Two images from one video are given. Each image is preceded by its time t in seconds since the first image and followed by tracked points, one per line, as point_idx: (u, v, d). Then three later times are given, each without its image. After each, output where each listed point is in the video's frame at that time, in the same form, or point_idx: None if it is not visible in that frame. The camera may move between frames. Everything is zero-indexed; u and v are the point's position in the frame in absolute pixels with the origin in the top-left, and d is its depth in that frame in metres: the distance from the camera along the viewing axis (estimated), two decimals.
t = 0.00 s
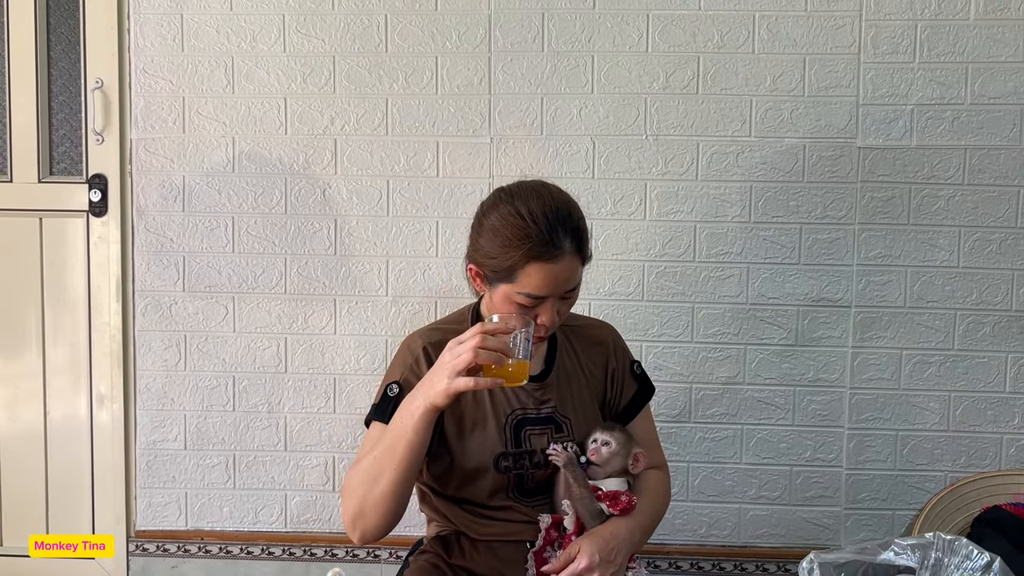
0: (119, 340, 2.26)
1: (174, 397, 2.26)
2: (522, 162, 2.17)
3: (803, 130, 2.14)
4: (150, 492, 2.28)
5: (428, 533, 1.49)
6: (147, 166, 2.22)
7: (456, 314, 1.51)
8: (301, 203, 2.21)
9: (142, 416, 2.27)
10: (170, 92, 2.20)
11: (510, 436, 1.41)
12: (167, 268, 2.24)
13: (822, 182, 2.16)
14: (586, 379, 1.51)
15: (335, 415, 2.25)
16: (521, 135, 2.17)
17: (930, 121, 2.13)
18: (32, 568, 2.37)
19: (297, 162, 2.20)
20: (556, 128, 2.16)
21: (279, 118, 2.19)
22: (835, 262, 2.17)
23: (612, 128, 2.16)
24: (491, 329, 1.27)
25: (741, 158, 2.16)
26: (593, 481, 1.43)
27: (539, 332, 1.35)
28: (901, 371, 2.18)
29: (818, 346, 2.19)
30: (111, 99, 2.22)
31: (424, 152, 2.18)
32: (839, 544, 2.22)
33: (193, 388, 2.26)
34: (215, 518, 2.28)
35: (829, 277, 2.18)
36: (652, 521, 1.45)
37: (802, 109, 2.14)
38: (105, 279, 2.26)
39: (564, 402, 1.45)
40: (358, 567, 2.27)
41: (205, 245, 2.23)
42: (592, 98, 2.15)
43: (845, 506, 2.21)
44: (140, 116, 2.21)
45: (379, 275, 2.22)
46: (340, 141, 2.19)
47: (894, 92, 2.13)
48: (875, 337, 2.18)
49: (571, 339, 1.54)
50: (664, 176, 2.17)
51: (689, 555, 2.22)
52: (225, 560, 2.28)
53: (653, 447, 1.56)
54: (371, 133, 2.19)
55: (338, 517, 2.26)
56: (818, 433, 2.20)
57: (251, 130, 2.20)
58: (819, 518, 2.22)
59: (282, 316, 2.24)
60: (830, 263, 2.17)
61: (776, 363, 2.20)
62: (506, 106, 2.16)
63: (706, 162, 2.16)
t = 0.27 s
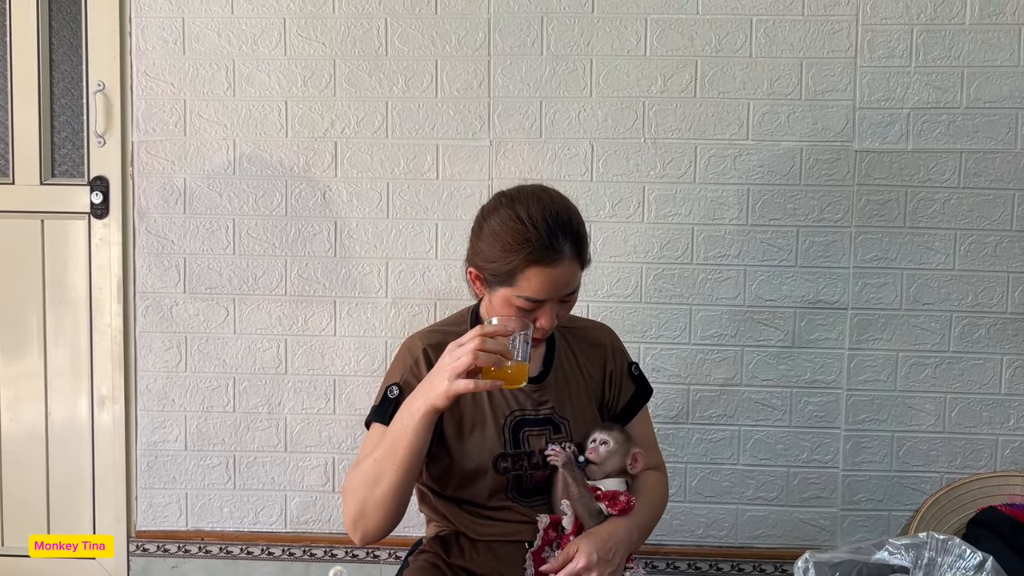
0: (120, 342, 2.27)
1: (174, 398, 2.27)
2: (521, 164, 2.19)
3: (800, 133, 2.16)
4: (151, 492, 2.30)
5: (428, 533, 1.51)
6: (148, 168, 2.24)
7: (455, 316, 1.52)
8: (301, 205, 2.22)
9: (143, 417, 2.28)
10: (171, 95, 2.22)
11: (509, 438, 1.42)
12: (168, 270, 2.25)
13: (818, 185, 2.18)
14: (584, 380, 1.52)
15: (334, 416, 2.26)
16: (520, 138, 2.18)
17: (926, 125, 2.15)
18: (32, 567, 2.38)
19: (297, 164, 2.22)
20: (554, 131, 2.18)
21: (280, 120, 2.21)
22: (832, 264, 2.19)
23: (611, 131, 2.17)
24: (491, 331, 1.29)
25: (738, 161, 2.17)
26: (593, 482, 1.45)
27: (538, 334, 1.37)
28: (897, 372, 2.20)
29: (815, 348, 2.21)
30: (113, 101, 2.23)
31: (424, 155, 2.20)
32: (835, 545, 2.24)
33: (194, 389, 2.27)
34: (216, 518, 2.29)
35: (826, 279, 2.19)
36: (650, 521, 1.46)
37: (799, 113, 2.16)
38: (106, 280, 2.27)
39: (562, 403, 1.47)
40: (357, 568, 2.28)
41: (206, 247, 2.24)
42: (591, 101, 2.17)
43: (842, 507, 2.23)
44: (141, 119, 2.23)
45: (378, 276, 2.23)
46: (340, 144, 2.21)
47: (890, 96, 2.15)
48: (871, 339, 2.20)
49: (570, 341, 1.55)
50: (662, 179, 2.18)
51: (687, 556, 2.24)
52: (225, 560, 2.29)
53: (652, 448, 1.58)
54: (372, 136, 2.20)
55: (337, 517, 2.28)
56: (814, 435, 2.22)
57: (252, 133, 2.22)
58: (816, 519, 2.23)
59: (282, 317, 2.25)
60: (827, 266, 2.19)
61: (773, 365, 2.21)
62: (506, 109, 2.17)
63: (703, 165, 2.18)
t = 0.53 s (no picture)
0: (120, 342, 2.28)
1: (175, 398, 2.28)
2: (520, 166, 2.20)
3: (798, 135, 2.17)
4: (151, 492, 2.31)
5: (427, 533, 1.52)
6: (148, 169, 2.25)
7: (455, 317, 1.53)
8: (301, 206, 2.23)
9: (143, 416, 2.29)
10: (171, 96, 2.23)
11: (508, 438, 1.43)
12: (168, 271, 2.26)
13: (816, 187, 2.19)
14: (583, 381, 1.53)
15: (334, 416, 2.27)
16: (520, 139, 2.19)
17: (922, 127, 2.16)
18: (33, 566, 2.39)
19: (297, 165, 2.23)
20: (553, 132, 2.19)
21: (280, 122, 2.22)
22: (829, 265, 2.20)
23: (610, 133, 2.18)
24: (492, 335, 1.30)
25: (736, 163, 2.18)
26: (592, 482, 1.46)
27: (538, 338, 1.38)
28: (893, 373, 2.21)
29: (812, 348, 2.22)
30: (114, 102, 2.24)
31: (423, 156, 2.21)
32: (832, 544, 2.25)
33: (194, 388, 2.28)
34: (216, 517, 2.30)
35: (823, 280, 2.21)
36: (648, 521, 1.48)
37: (796, 115, 2.17)
38: (107, 280, 2.28)
39: (561, 404, 1.48)
40: (357, 567, 2.29)
41: (207, 248, 2.25)
42: (590, 103, 2.18)
43: (839, 506, 2.24)
44: (142, 120, 2.24)
45: (378, 277, 2.24)
46: (340, 145, 2.22)
47: (887, 98, 2.16)
48: (868, 340, 2.21)
49: (568, 342, 1.56)
50: (660, 181, 2.20)
51: (684, 555, 2.25)
52: (225, 559, 2.30)
53: (650, 447, 1.59)
54: (371, 137, 2.21)
55: (337, 517, 2.29)
56: (811, 435, 2.23)
57: (252, 134, 2.23)
58: (813, 518, 2.25)
59: (282, 318, 2.26)
60: (824, 267, 2.20)
61: (771, 365, 2.23)
62: (505, 110, 2.19)
63: (701, 167, 2.19)
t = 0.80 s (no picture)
0: (120, 343, 2.29)
1: (174, 399, 2.29)
2: (518, 168, 2.21)
3: (795, 138, 2.19)
4: (150, 493, 2.31)
5: (426, 534, 1.52)
6: (148, 171, 2.25)
7: (454, 320, 1.54)
8: (300, 208, 2.24)
9: (143, 417, 2.30)
10: (171, 98, 2.23)
11: (506, 441, 1.44)
12: (167, 272, 2.27)
13: (812, 190, 2.20)
14: (580, 384, 1.54)
15: (333, 417, 2.28)
16: (518, 142, 2.20)
17: (918, 130, 2.18)
18: (32, 567, 2.40)
19: (296, 168, 2.23)
20: (551, 135, 2.20)
21: (279, 124, 2.23)
22: (825, 267, 2.21)
23: (607, 136, 2.19)
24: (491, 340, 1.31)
25: (733, 166, 2.20)
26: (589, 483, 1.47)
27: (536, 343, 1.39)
28: (889, 375, 2.22)
29: (809, 350, 2.23)
30: (114, 104, 2.25)
31: (422, 159, 2.22)
32: (828, 545, 2.26)
33: (193, 390, 2.29)
34: (215, 518, 2.31)
35: (819, 282, 2.22)
36: (645, 521, 1.49)
37: (793, 118, 2.18)
38: (107, 282, 2.29)
39: (558, 406, 1.49)
40: (355, 567, 2.30)
41: (206, 249, 2.26)
42: (588, 106, 2.19)
43: (835, 507, 2.25)
44: (141, 122, 2.25)
45: (377, 279, 2.25)
46: (339, 147, 2.23)
47: (883, 101, 2.17)
48: (864, 342, 2.22)
49: (566, 345, 1.58)
50: (658, 183, 2.21)
51: (681, 556, 2.26)
52: (224, 560, 2.31)
53: (648, 448, 1.59)
54: (370, 139, 2.22)
55: (335, 518, 2.30)
56: (808, 436, 2.24)
57: (251, 137, 2.23)
58: (809, 519, 2.26)
59: (281, 319, 2.27)
60: (821, 269, 2.21)
61: (768, 367, 2.24)
62: (503, 113, 2.20)
63: (698, 170, 2.20)
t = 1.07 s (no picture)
0: (118, 343, 2.29)
1: (173, 398, 2.29)
2: (516, 168, 2.21)
3: (792, 138, 2.19)
4: (149, 492, 2.32)
5: (424, 533, 1.53)
6: (146, 171, 2.26)
7: (452, 321, 1.55)
8: (299, 208, 2.24)
9: (141, 417, 2.30)
10: (170, 98, 2.24)
11: (504, 441, 1.45)
12: (166, 272, 2.27)
13: (809, 190, 2.21)
14: (578, 384, 1.55)
15: (332, 417, 2.28)
16: (516, 142, 2.21)
17: (915, 130, 2.18)
18: (31, 566, 2.40)
19: (294, 167, 2.24)
20: (549, 135, 2.20)
21: (277, 124, 2.23)
22: (822, 267, 2.22)
23: (605, 136, 2.20)
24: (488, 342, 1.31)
25: (730, 166, 2.20)
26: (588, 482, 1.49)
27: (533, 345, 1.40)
28: (886, 375, 2.23)
29: (806, 350, 2.24)
30: (112, 104, 2.25)
31: (420, 159, 2.22)
32: (825, 544, 2.27)
33: (192, 389, 2.29)
34: (213, 518, 2.32)
35: (816, 282, 2.22)
36: (644, 520, 1.49)
37: (790, 118, 2.19)
38: (105, 282, 2.29)
39: (556, 407, 1.49)
40: (354, 567, 2.30)
41: (204, 249, 2.27)
42: (585, 106, 2.19)
43: (832, 507, 2.26)
44: (140, 122, 2.25)
45: (375, 279, 2.25)
46: (337, 147, 2.23)
47: (880, 102, 2.18)
48: (861, 342, 2.23)
49: (564, 346, 1.58)
50: (655, 184, 2.21)
51: (679, 555, 2.27)
52: (223, 559, 2.31)
53: (646, 446, 1.60)
54: (368, 139, 2.22)
55: (333, 517, 2.30)
56: (805, 436, 2.25)
57: (250, 137, 2.24)
58: (806, 519, 2.27)
59: (279, 319, 2.27)
60: (818, 269, 2.22)
61: (765, 367, 2.24)
62: (501, 113, 2.20)
63: (696, 170, 2.20)
